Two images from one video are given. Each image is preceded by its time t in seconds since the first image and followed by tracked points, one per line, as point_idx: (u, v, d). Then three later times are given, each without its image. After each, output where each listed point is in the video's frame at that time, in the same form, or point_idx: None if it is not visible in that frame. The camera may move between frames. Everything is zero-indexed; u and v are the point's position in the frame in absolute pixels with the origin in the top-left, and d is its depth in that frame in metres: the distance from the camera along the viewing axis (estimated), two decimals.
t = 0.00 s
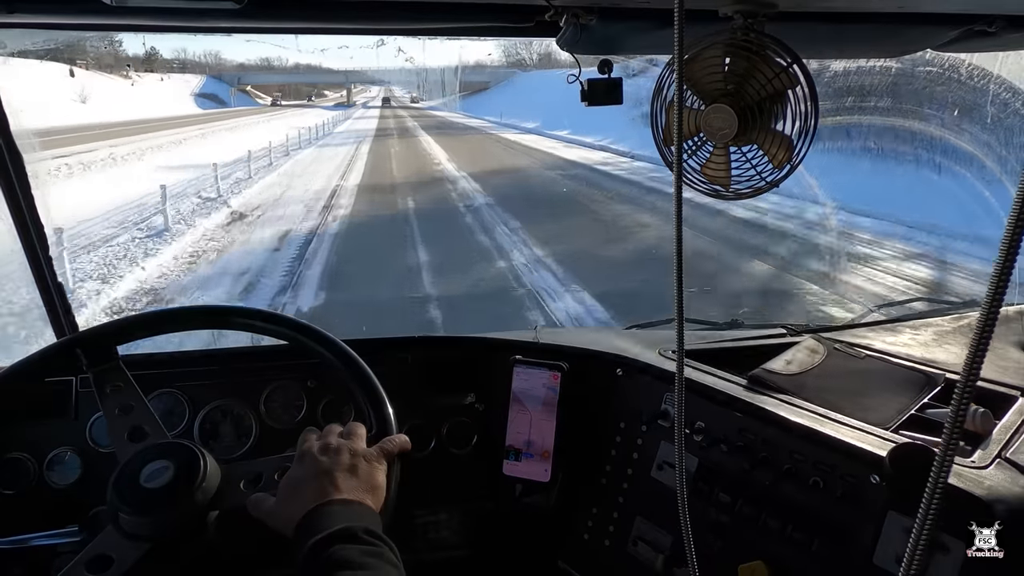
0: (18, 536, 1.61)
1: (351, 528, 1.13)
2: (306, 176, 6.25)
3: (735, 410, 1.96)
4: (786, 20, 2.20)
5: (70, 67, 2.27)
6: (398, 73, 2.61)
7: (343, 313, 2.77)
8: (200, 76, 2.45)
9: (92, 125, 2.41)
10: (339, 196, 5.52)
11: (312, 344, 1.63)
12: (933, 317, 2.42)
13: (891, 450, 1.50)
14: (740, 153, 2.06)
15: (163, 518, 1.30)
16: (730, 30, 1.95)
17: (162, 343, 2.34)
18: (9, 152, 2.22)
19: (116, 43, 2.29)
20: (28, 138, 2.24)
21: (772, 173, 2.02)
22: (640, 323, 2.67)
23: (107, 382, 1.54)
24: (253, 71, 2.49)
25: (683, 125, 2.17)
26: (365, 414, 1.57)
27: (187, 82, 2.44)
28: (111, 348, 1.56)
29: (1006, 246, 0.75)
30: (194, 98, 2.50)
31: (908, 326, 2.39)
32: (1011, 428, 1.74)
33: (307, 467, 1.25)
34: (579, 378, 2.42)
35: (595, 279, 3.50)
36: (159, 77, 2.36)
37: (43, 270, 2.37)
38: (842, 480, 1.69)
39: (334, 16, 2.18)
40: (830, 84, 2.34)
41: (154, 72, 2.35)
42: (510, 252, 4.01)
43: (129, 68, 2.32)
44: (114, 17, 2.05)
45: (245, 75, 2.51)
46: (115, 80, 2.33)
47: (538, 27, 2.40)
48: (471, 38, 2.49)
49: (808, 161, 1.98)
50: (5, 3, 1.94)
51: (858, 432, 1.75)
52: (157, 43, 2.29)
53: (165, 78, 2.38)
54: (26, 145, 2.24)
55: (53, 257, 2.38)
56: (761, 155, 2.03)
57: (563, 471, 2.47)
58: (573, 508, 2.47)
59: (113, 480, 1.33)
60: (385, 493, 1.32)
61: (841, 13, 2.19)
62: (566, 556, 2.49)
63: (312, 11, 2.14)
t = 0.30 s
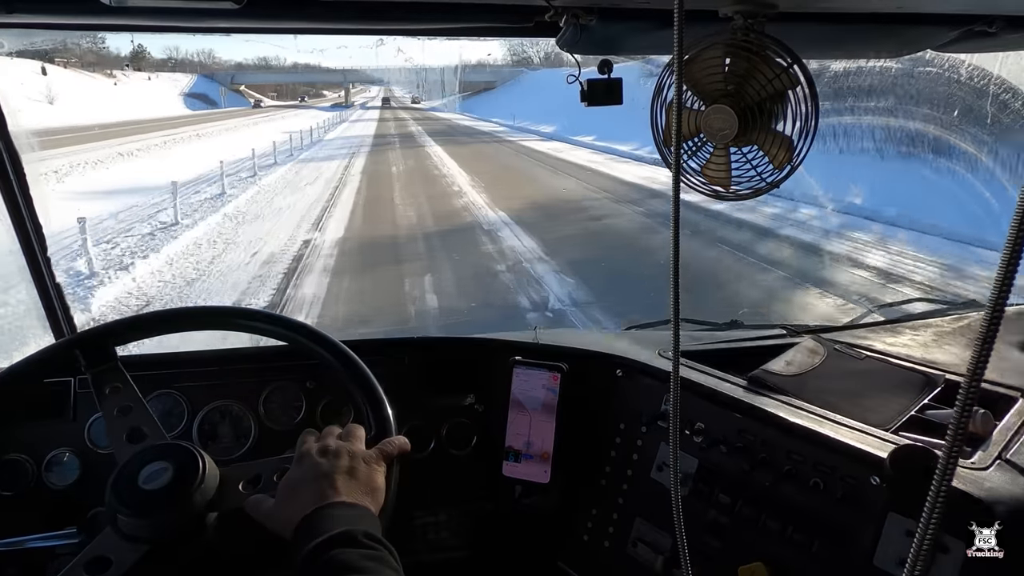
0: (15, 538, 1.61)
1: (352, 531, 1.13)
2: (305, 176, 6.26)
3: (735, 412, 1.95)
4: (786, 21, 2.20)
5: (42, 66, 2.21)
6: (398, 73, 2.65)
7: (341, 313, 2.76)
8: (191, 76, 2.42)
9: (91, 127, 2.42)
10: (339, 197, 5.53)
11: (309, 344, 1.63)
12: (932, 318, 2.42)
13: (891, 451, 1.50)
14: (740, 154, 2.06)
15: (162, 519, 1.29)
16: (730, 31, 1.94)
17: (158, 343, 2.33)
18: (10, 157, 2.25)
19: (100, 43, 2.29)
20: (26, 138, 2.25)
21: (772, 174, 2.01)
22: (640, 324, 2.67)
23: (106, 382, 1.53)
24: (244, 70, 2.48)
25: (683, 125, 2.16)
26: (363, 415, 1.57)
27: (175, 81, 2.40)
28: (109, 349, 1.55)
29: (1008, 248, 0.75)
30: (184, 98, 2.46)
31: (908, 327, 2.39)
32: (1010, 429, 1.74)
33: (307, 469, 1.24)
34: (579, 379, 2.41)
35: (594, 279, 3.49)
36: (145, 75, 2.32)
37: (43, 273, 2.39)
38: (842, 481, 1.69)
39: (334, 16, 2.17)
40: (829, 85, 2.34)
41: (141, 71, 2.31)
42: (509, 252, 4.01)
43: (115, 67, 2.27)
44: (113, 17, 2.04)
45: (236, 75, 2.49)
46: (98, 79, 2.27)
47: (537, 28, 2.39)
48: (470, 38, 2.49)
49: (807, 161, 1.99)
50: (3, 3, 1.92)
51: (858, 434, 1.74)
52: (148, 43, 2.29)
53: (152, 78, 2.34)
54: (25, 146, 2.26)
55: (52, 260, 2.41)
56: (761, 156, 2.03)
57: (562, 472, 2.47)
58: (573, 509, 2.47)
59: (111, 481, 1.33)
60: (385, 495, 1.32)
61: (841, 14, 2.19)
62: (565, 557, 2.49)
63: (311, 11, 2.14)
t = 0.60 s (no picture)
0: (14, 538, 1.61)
1: (344, 540, 1.12)
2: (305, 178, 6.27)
3: (734, 413, 1.95)
4: (785, 22, 2.20)
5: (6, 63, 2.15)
6: (396, 73, 2.67)
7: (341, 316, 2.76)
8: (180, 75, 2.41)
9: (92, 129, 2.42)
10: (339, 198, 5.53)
11: (307, 344, 1.63)
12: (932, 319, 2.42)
13: (890, 453, 1.50)
14: (740, 155, 2.06)
15: (161, 519, 1.29)
16: (729, 31, 1.95)
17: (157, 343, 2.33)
18: (10, 161, 2.28)
19: (82, 44, 2.25)
20: (26, 138, 2.29)
21: (772, 175, 2.02)
22: (639, 325, 2.67)
23: (110, 381, 1.53)
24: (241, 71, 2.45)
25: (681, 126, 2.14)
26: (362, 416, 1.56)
27: (162, 80, 2.39)
28: (112, 348, 1.55)
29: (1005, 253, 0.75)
30: (171, 98, 2.46)
31: (907, 328, 2.39)
32: (1010, 430, 1.74)
33: (304, 475, 1.24)
34: (578, 380, 2.41)
35: (593, 280, 3.49)
36: (133, 75, 2.32)
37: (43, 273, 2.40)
38: (841, 483, 1.69)
39: (333, 17, 2.18)
40: (829, 85, 2.34)
41: (127, 70, 2.31)
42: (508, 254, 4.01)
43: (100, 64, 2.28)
44: (112, 17, 2.05)
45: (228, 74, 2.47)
46: (77, 78, 2.26)
47: (537, 29, 2.40)
48: (470, 39, 2.49)
49: (807, 163, 1.99)
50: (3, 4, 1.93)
51: (857, 435, 1.74)
52: (136, 42, 2.26)
53: (139, 77, 2.34)
54: (24, 146, 2.29)
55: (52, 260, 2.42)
56: (761, 156, 2.03)
57: (561, 473, 2.47)
58: (573, 510, 2.46)
59: (111, 481, 1.33)
60: (381, 502, 1.31)
61: (840, 16, 2.20)
62: (565, 558, 2.48)
63: (310, 13, 2.14)
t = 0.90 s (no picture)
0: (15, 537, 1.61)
1: (346, 533, 1.12)
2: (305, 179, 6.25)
3: (734, 413, 1.95)
4: (786, 22, 2.20)
5: None
6: (397, 73, 2.66)
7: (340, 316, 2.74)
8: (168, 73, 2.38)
9: (92, 129, 2.38)
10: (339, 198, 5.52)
11: (306, 344, 1.63)
12: (932, 319, 2.42)
13: (890, 453, 1.50)
14: (740, 155, 2.06)
15: (161, 519, 1.29)
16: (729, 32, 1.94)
17: (157, 343, 2.33)
18: (10, 160, 2.28)
19: (62, 44, 2.27)
20: (27, 138, 2.29)
21: (771, 176, 2.03)
22: (639, 325, 2.67)
23: (107, 381, 1.53)
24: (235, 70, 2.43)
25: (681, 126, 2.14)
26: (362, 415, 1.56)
27: (149, 79, 2.35)
28: (111, 348, 1.55)
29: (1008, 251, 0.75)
30: (157, 98, 2.40)
31: (907, 328, 2.39)
32: (1010, 430, 1.74)
33: (306, 472, 1.24)
34: (578, 379, 2.41)
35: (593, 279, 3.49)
36: (116, 73, 2.29)
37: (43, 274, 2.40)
38: (841, 482, 1.69)
39: (333, 17, 2.17)
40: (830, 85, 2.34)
41: (111, 69, 2.29)
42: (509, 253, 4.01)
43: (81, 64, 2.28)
44: (113, 17, 2.05)
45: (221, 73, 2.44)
46: (54, 76, 2.24)
47: (538, 29, 2.39)
48: (471, 39, 2.49)
49: (808, 163, 1.99)
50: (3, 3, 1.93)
51: (858, 435, 1.74)
52: (121, 40, 2.30)
53: (124, 75, 2.30)
54: (25, 146, 2.29)
55: (52, 260, 2.42)
56: (760, 157, 2.04)
57: (561, 473, 2.47)
58: (573, 510, 2.46)
59: (111, 480, 1.33)
60: (382, 498, 1.31)
61: (841, 16, 2.20)
62: (565, 558, 2.48)
63: (310, 13, 2.14)
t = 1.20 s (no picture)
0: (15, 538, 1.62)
1: (347, 534, 1.12)
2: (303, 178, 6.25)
3: (734, 412, 1.95)
4: (786, 22, 2.20)
5: None
6: (396, 73, 2.66)
7: (341, 317, 2.74)
8: (154, 73, 2.36)
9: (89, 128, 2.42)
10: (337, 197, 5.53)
11: (306, 344, 1.62)
12: (931, 318, 2.42)
13: (890, 452, 1.50)
14: (739, 154, 2.07)
15: (160, 520, 1.29)
16: (728, 31, 1.94)
17: (157, 343, 2.33)
18: (10, 162, 2.28)
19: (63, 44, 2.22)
20: (25, 138, 2.29)
21: (772, 175, 2.03)
22: (639, 324, 2.67)
23: (107, 382, 1.53)
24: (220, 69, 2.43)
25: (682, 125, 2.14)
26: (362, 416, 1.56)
27: (135, 78, 2.34)
28: (107, 349, 1.55)
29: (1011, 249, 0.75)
30: (141, 97, 2.39)
31: (907, 327, 2.39)
32: (1009, 429, 1.74)
33: (307, 471, 1.24)
34: (578, 379, 2.41)
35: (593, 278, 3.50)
36: (98, 72, 2.29)
37: (42, 274, 2.40)
38: (841, 482, 1.69)
39: (333, 17, 2.17)
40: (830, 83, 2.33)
41: (92, 68, 2.28)
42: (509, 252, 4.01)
43: (58, 61, 2.28)
44: (113, 18, 2.04)
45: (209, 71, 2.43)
46: (30, 73, 2.24)
47: (537, 29, 2.39)
48: (470, 39, 2.49)
49: (806, 161, 2.00)
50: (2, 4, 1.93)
51: (858, 435, 1.74)
52: (108, 40, 2.25)
53: (105, 74, 2.30)
54: (23, 146, 2.29)
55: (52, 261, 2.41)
56: (760, 155, 2.04)
57: (560, 474, 2.47)
58: (573, 510, 2.46)
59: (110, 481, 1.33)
60: (382, 498, 1.31)
61: (841, 16, 2.20)
62: (565, 558, 2.48)
63: (310, 14, 2.14)
